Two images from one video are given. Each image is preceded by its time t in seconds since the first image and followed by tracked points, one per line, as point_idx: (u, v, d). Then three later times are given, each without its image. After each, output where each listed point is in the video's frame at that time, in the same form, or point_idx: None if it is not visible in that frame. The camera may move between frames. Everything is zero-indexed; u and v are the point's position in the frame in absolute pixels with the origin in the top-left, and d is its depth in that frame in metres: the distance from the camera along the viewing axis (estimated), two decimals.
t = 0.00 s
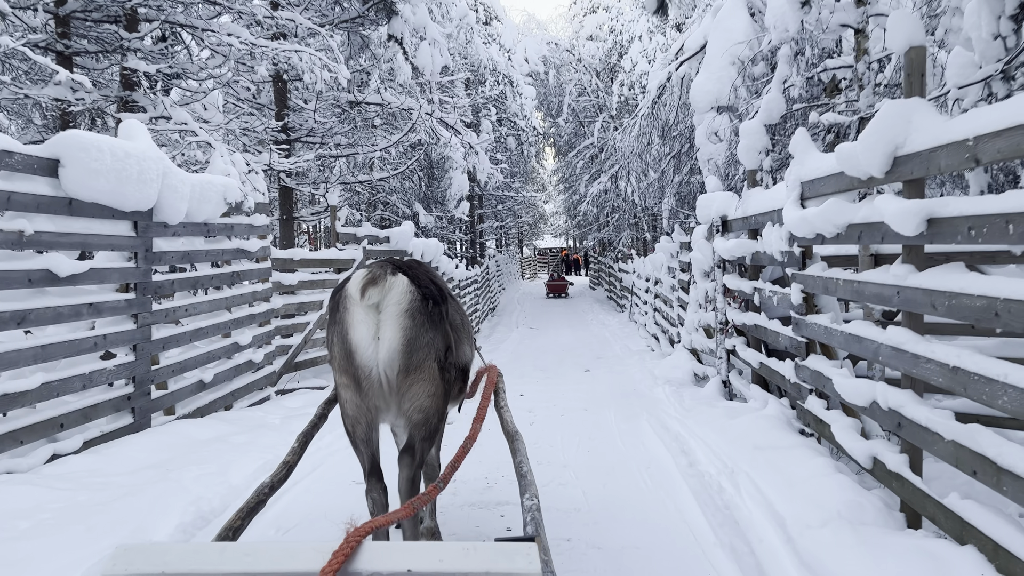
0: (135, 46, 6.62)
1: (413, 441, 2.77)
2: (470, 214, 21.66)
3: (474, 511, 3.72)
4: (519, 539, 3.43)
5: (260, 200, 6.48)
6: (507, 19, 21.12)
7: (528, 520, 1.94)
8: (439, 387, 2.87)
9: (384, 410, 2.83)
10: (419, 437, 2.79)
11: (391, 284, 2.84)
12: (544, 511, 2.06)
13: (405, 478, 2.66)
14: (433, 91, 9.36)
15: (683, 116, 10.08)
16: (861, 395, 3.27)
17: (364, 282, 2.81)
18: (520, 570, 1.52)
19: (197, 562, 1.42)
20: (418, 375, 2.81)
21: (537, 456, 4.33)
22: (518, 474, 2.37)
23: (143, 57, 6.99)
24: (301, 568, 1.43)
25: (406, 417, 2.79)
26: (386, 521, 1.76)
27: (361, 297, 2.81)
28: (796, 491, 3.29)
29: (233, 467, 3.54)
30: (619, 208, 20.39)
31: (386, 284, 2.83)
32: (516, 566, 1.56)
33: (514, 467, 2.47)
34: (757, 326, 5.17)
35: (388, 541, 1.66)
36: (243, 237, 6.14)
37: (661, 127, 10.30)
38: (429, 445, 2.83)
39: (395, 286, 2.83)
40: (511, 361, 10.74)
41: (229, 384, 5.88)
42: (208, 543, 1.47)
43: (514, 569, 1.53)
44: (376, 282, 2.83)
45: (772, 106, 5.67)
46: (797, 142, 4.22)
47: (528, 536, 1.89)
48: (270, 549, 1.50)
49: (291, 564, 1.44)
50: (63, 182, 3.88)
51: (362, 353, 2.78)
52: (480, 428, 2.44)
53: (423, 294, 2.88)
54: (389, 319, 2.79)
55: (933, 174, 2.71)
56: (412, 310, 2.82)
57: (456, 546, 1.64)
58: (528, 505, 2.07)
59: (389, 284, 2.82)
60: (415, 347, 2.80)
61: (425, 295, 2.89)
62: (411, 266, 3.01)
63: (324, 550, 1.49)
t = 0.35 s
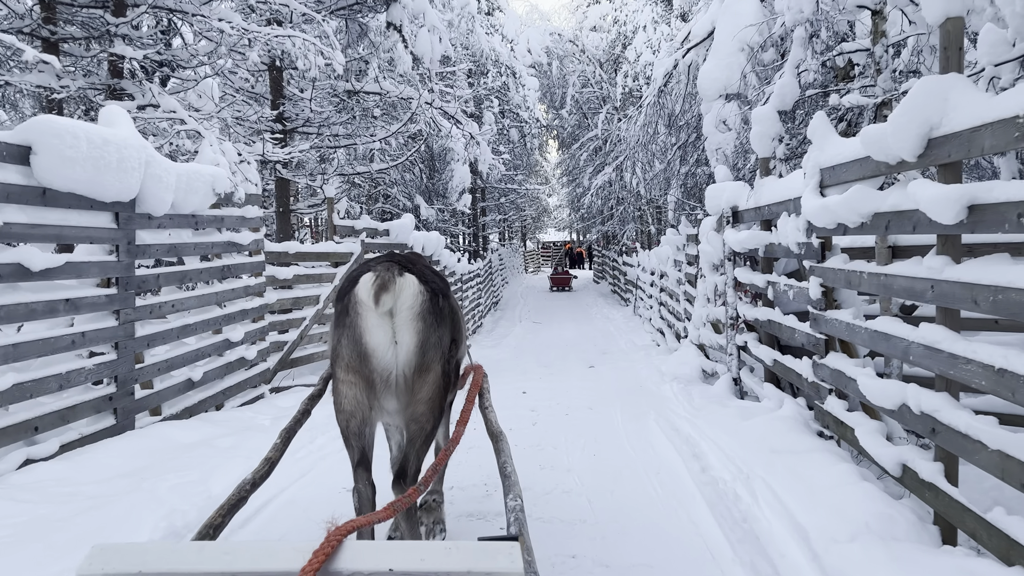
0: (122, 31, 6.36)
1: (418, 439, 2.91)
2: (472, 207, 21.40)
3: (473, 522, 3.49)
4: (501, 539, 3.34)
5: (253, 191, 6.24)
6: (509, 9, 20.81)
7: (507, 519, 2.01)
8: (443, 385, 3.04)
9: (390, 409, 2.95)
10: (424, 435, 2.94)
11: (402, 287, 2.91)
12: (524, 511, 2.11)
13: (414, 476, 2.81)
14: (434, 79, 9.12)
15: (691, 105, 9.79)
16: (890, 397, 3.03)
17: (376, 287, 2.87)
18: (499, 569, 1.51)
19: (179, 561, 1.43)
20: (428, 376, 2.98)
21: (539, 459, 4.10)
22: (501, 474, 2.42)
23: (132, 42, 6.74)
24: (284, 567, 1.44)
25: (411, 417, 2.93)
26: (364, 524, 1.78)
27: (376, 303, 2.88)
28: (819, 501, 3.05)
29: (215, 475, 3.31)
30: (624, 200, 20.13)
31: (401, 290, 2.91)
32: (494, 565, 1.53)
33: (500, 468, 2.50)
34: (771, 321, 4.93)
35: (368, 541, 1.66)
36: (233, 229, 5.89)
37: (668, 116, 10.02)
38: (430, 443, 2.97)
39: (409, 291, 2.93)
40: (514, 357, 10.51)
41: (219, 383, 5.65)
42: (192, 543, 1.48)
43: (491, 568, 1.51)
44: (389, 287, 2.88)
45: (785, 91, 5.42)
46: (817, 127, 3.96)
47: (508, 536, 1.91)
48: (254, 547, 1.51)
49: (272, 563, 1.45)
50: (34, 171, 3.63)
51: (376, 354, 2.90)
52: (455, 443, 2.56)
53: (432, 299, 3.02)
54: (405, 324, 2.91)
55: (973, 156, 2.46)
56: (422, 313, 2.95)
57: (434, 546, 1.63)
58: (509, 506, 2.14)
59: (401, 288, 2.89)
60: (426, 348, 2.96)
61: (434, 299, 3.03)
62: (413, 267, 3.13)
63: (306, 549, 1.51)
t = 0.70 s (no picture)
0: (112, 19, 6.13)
1: (418, 429, 2.81)
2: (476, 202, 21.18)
3: (471, 536, 3.27)
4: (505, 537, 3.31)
5: (246, 184, 6.03)
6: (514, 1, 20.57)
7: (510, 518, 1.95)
8: (447, 376, 2.98)
9: (393, 399, 2.91)
10: (425, 424, 2.84)
11: (401, 274, 2.95)
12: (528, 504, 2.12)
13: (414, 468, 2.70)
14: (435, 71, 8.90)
15: (699, 96, 9.55)
16: (920, 403, 2.80)
17: (374, 273, 2.93)
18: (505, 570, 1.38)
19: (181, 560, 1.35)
20: (429, 364, 2.93)
21: (543, 467, 3.88)
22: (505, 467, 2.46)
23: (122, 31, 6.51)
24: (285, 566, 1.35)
25: (413, 406, 2.85)
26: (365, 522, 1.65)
27: (375, 289, 2.93)
28: (844, 515, 2.83)
29: (198, 486, 3.11)
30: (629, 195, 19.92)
31: (398, 276, 2.95)
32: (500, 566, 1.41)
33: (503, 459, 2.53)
34: (786, 320, 4.71)
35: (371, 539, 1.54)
36: (226, 224, 5.68)
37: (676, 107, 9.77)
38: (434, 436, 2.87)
39: (407, 277, 2.96)
40: (517, 355, 10.29)
41: (210, 383, 5.45)
42: (193, 541, 1.39)
43: (498, 568, 1.39)
44: (385, 272, 2.95)
45: (799, 77, 5.21)
46: (837, 114, 3.72)
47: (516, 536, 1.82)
48: (258, 546, 1.43)
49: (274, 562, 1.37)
50: (7, 163, 3.42)
51: (376, 341, 2.90)
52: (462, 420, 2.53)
53: (434, 287, 3.02)
54: (402, 308, 2.91)
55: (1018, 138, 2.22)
56: (422, 299, 2.95)
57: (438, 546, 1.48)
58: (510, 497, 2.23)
59: (398, 273, 2.93)
60: (427, 335, 2.93)
61: (436, 288, 3.03)
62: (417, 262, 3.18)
63: (308, 546, 1.41)
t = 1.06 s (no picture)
0: (100, 3, 5.87)
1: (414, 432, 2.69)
2: (483, 197, 20.91)
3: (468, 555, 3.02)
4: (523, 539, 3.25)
5: (240, 177, 5.78)
6: None
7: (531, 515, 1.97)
8: (446, 380, 2.84)
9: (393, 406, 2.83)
10: (422, 427, 2.72)
11: (392, 283, 2.88)
12: (548, 506, 2.10)
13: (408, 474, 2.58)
14: (439, 61, 8.65)
15: (711, 86, 9.25)
16: (965, 415, 2.53)
17: (365, 282, 2.89)
18: (529, 570, 1.37)
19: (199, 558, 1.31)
20: (423, 368, 2.80)
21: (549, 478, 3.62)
22: (525, 468, 2.45)
23: (112, 18, 6.25)
24: (307, 565, 1.30)
25: (408, 409, 2.72)
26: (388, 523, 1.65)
27: (366, 299, 2.88)
28: (879, 539, 2.57)
29: (174, 501, 2.87)
30: (638, 191, 19.64)
31: (389, 285, 2.88)
32: (523, 565, 1.41)
33: (523, 462, 2.52)
34: (807, 320, 4.44)
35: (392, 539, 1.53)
36: (218, 218, 5.44)
37: (687, 99, 9.48)
38: (434, 440, 2.74)
39: (398, 286, 2.88)
40: (524, 353, 10.03)
41: (202, 385, 5.22)
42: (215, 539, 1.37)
43: (522, 568, 1.39)
44: (376, 282, 2.89)
45: (821, 63, 4.94)
46: (866, 97, 3.44)
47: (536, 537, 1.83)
48: (277, 544, 1.39)
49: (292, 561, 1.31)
50: None
51: (368, 351, 2.86)
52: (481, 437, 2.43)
53: (427, 293, 2.91)
54: (390, 317, 2.83)
55: None
56: (414, 307, 2.85)
57: (460, 548, 1.47)
58: (531, 500, 2.19)
59: (387, 281, 2.86)
60: (418, 339, 2.82)
61: (430, 294, 2.92)
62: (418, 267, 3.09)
63: (329, 545, 1.38)
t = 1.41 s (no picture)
0: None
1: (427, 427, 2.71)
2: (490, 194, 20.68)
3: None
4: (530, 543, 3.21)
5: (234, 171, 5.55)
6: None
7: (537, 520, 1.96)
8: (452, 377, 2.84)
9: (395, 401, 2.75)
10: (432, 423, 2.73)
11: (408, 276, 2.81)
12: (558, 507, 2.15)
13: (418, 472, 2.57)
14: (444, 53, 8.40)
15: (725, 79, 8.96)
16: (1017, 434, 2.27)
17: (383, 273, 2.80)
18: (532, 570, 1.42)
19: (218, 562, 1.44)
20: (433, 365, 2.77)
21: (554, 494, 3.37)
22: (532, 471, 2.42)
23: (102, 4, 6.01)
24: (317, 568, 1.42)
25: (417, 406, 2.72)
26: (407, 523, 1.74)
27: (380, 289, 2.79)
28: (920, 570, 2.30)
29: (142, 522, 2.64)
30: (648, 188, 19.34)
31: (405, 278, 2.80)
32: (525, 566, 1.47)
33: (533, 468, 2.47)
34: (830, 323, 4.18)
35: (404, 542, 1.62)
36: (211, 214, 5.21)
37: (700, 92, 9.19)
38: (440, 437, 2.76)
39: (413, 280, 2.82)
40: (531, 354, 9.79)
41: (192, 388, 5.00)
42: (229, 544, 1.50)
43: (526, 568, 1.45)
44: (395, 273, 2.81)
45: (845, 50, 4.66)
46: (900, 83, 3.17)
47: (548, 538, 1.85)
48: (289, 549, 1.50)
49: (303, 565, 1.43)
50: None
51: (373, 343, 2.75)
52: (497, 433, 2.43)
53: (440, 289, 2.87)
54: (405, 310, 2.76)
55: None
56: (427, 301, 2.81)
57: (466, 549, 1.56)
58: (542, 501, 2.21)
59: (406, 275, 2.79)
60: (432, 336, 2.78)
61: (442, 290, 2.88)
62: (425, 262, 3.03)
63: (337, 552, 1.49)
